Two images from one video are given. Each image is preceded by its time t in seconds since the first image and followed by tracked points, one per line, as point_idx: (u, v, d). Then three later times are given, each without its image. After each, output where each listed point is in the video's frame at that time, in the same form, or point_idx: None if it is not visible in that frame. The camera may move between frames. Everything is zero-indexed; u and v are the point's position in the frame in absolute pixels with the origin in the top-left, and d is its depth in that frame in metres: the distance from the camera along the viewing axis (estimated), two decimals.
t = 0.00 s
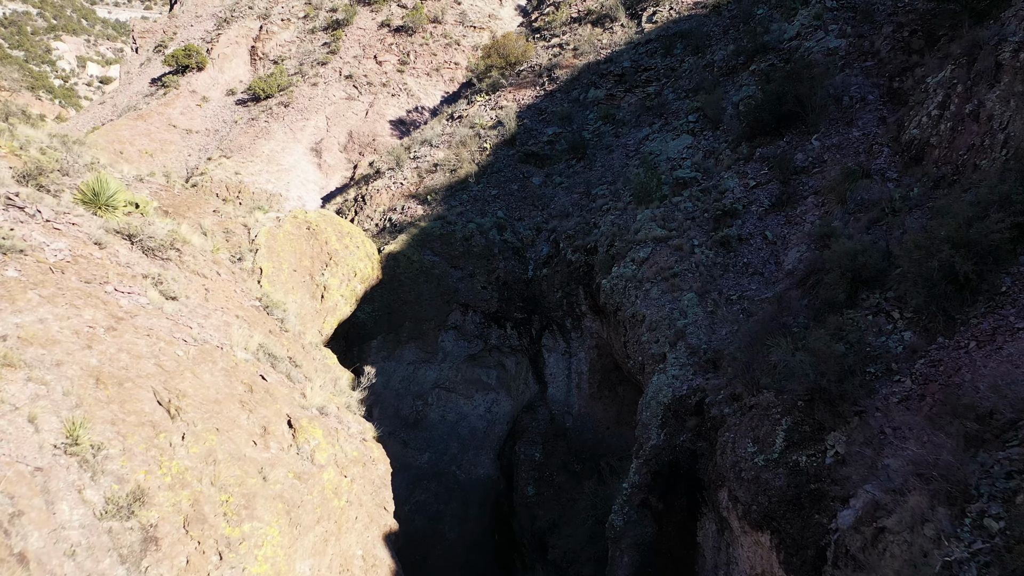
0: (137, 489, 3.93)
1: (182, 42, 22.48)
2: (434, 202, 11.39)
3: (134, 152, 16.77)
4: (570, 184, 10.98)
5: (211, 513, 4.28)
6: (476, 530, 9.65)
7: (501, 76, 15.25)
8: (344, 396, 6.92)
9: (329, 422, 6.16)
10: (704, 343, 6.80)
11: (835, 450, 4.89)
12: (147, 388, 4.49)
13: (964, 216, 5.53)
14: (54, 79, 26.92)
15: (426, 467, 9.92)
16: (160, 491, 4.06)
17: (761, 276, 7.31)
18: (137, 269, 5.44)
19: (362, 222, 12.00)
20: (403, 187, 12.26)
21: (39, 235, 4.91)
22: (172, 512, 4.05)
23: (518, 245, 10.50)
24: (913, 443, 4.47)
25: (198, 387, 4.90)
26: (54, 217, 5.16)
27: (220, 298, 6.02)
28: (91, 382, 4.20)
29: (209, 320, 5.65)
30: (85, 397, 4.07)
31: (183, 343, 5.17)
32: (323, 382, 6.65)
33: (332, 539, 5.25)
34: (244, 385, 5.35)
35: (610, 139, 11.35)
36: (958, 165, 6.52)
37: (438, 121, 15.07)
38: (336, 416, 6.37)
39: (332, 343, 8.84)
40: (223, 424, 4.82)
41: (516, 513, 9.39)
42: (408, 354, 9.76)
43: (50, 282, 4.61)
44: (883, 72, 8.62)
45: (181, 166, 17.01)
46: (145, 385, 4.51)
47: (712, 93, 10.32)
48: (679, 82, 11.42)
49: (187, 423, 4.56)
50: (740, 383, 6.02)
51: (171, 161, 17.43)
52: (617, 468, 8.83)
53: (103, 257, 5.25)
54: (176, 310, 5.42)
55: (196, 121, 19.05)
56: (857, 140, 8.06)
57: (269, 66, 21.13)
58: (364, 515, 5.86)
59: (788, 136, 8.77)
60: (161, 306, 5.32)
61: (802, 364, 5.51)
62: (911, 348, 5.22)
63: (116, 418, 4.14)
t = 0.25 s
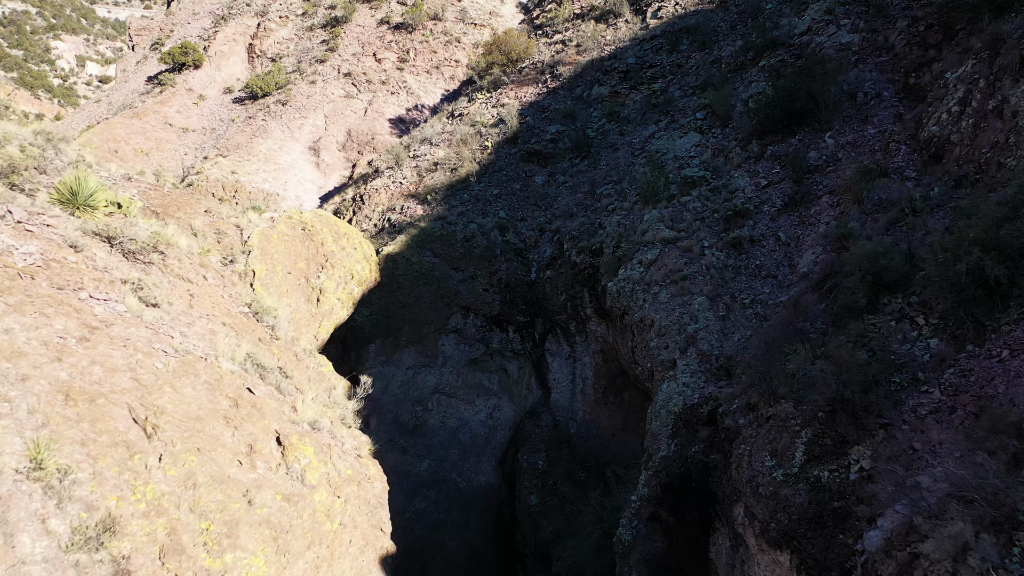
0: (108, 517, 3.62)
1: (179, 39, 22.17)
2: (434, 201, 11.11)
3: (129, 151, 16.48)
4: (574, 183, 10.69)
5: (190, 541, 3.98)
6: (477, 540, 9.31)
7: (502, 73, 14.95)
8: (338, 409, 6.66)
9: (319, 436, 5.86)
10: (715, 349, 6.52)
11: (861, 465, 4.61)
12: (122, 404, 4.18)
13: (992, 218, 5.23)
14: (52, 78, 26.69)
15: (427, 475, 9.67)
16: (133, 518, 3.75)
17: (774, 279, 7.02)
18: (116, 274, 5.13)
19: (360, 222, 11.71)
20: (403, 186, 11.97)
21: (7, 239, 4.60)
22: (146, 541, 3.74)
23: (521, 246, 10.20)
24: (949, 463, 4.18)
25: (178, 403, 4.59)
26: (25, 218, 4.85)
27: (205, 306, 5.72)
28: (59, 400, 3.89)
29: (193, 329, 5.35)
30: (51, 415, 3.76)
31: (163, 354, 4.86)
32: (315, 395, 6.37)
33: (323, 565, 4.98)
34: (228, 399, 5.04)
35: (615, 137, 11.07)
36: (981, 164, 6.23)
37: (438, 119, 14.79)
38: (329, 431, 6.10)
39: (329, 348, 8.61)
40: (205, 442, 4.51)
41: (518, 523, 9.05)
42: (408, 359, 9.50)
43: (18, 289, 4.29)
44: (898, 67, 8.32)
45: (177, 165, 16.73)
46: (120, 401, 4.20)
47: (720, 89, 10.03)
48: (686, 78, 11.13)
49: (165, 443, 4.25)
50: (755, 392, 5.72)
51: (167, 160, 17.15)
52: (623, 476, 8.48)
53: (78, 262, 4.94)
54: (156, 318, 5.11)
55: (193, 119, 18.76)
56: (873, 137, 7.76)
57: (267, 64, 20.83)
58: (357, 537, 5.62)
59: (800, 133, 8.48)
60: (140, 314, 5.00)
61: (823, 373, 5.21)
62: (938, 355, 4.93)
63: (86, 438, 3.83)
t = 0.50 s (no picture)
0: (70, 551, 3.31)
1: (176, 36, 21.85)
2: (434, 201, 10.81)
3: (123, 150, 16.19)
4: (578, 182, 10.39)
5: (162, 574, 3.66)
6: (478, 550, 9.06)
7: (504, 70, 14.64)
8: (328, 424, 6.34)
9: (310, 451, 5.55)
10: (728, 355, 6.23)
11: (889, 482, 4.31)
12: (89, 424, 3.88)
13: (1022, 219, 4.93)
14: (52, 77, 26.49)
15: (426, 483, 9.30)
16: (99, 550, 3.43)
17: (788, 282, 6.72)
18: (90, 281, 4.83)
19: (358, 222, 11.41)
20: (402, 185, 11.67)
21: None
22: None
23: (524, 247, 9.90)
24: (990, 484, 3.92)
25: (153, 422, 4.29)
26: None
27: (187, 313, 5.41)
28: (19, 420, 3.58)
29: (173, 341, 5.05)
30: (9, 437, 3.44)
31: (138, 366, 4.56)
32: (304, 409, 6.05)
33: None
34: (209, 417, 4.75)
35: (620, 135, 10.77)
36: (1007, 161, 5.91)
37: (438, 117, 14.49)
38: (320, 448, 5.80)
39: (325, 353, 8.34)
40: (180, 465, 4.22)
41: (521, 533, 8.79)
42: (407, 363, 9.17)
43: None
44: (914, 62, 7.99)
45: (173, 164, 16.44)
46: (88, 421, 3.90)
47: (728, 85, 9.73)
48: (693, 74, 10.83)
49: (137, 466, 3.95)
50: (773, 402, 5.41)
51: (162, 159, 16.86)
52: (629, 485, 8.25)
53: (48, 267, 4.64)
54: (132, 327, 4.80)
55: (189, 117, 18.46)
56: (890, 134, 7.44)
57: (265, 61, 20.52)
58: (353, 561, 5.31)
59: (813, 130, 8.17)
60: (115, 325, 4.70)
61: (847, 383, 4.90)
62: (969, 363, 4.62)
63: (47, 463, 3.52)
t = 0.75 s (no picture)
0: None
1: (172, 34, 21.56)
2: (433, 201, 10.51)
3: (118, 149, 15.91)
4: (582, 181, 10.08)
5: None
6: (480, 561, 8.75)
7: (505, 67, 14.33)
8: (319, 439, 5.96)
9: (301, 466, 5.24)
10: (742, 363, 5.93)
11: (920, 504, 3.99)
12: (46, 448, 3.48)
13: None
14: (51, 77, 26.13)
15: (425, 492, 8.99)
16: None
17: (804, 286, 6.41)
18: (58, 289, 4.46)
19: (355, 222, 11.10)
20: (400, 185, 11.37)
21: None
22: None
23: (526, 249, 9.59)
24: None
25: (120, 446, 3.88)
26: None
27: (159, 323, 5.03)
28: None
29: (148, 355, 4.67)
30: None
31: (105, 384, 4.18)
32: (291, 425, 5.67)
33: None
34: (183, 438, 4.35)
35: (625, 133, 10.45)
36: None
37: (438, 115, 14.19)
38: (310, 466, 5.42)
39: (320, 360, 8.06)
40: (150, 493, 3.81)
41: (523, 545, 8.45)
42: (405, 369, 8.88)
43: None
44: (931, 57, 7.59)
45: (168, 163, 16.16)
46: (44, 444, 3.50)
47: (737, 81, 9.42)
48: (700, 71, 10.52)
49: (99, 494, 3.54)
50: (792, 414, 5.12)
51: (158, 159, 16.58)
52: (636, 496, 7.88)
53: (11, 273, 4.28)
54: (99, 339, 4.42)
55: (185, 116, 18.17)
56: (908, 132, 7.09)
57: (262, 59, 20.22)
58: None
59: (827, 127, 7.85)
60: (83, 338, 4.31)
61: (874, 396, 4.58)
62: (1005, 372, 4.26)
63: None
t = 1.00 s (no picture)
0: None
1: (168, 31, 21.24)
2: (433, 201, 10.21)
3: (111, 148, 15.59)
4: (586, 180, 9.77)
5: None
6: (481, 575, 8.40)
7: (506, 64, 14.03)
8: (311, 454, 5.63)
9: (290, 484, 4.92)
10: (757, 372, 5.64)
11: (959, 528, 3.64)
12: None
13: None
14: (50, 78, 24.91)
15: (424, 503, 8.69)
16: None
17: (822, 291, 6.11)
18: (16, 298, 4.03)
19: (352, 223, 10.78)
20: (399, 184, 11.06)
21: None
22: None
23: (528, 251, 9.28)
24: None
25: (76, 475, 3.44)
26: None
27: (127, 335, 4.57)
28: None
29: (116, 370, 4.24)
30: None
31: (64, 405, 3.72)
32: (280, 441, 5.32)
33: None
34: (154, 463, 3.90)
35: (630, 131, 10.14)
36: None
37: (438, 113, 13.89)
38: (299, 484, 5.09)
39: (315, 366, 7.79)
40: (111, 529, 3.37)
41: (526, 560, 8.09)
42: (403, 375, 8.60)
43: None
44: (951, 52, 7.29)
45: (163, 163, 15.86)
46: None
47: (747, 77, 9.12)
48: (707, 67, 10.21)
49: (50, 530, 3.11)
50: (815, 428, 4.79)
51: (152, 158, 16.27)
52: (643, 509, 7.58)
53: None
54: (60, 354, 3.98)
55: (181, 115, 17.86)
56: (929, 129, 6.76)
57: (259, 57, 19.90)
58: None
59: (843, 124, 7.54)
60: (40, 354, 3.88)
61: (905, 410, 4.25)
62: None
63: None
